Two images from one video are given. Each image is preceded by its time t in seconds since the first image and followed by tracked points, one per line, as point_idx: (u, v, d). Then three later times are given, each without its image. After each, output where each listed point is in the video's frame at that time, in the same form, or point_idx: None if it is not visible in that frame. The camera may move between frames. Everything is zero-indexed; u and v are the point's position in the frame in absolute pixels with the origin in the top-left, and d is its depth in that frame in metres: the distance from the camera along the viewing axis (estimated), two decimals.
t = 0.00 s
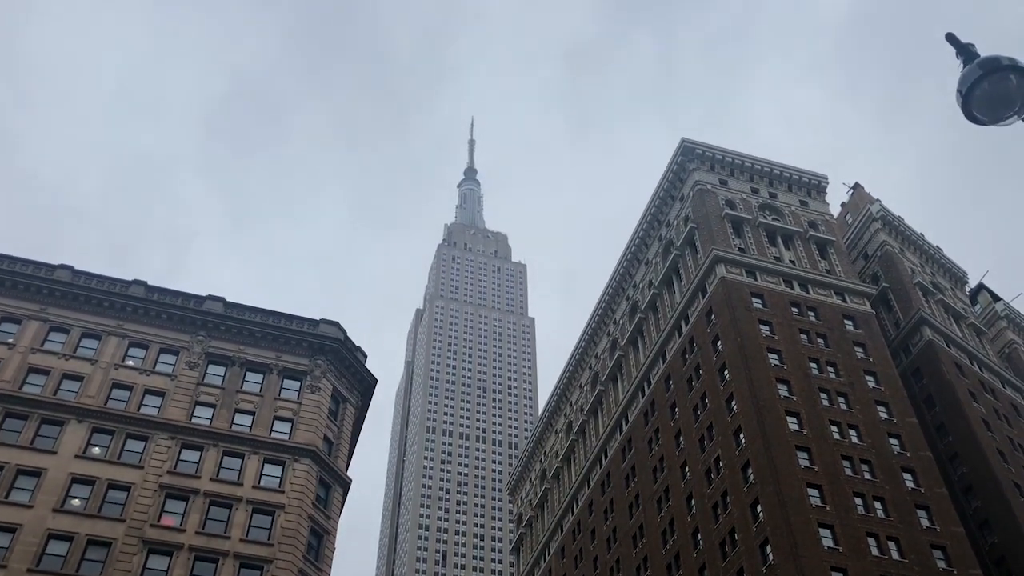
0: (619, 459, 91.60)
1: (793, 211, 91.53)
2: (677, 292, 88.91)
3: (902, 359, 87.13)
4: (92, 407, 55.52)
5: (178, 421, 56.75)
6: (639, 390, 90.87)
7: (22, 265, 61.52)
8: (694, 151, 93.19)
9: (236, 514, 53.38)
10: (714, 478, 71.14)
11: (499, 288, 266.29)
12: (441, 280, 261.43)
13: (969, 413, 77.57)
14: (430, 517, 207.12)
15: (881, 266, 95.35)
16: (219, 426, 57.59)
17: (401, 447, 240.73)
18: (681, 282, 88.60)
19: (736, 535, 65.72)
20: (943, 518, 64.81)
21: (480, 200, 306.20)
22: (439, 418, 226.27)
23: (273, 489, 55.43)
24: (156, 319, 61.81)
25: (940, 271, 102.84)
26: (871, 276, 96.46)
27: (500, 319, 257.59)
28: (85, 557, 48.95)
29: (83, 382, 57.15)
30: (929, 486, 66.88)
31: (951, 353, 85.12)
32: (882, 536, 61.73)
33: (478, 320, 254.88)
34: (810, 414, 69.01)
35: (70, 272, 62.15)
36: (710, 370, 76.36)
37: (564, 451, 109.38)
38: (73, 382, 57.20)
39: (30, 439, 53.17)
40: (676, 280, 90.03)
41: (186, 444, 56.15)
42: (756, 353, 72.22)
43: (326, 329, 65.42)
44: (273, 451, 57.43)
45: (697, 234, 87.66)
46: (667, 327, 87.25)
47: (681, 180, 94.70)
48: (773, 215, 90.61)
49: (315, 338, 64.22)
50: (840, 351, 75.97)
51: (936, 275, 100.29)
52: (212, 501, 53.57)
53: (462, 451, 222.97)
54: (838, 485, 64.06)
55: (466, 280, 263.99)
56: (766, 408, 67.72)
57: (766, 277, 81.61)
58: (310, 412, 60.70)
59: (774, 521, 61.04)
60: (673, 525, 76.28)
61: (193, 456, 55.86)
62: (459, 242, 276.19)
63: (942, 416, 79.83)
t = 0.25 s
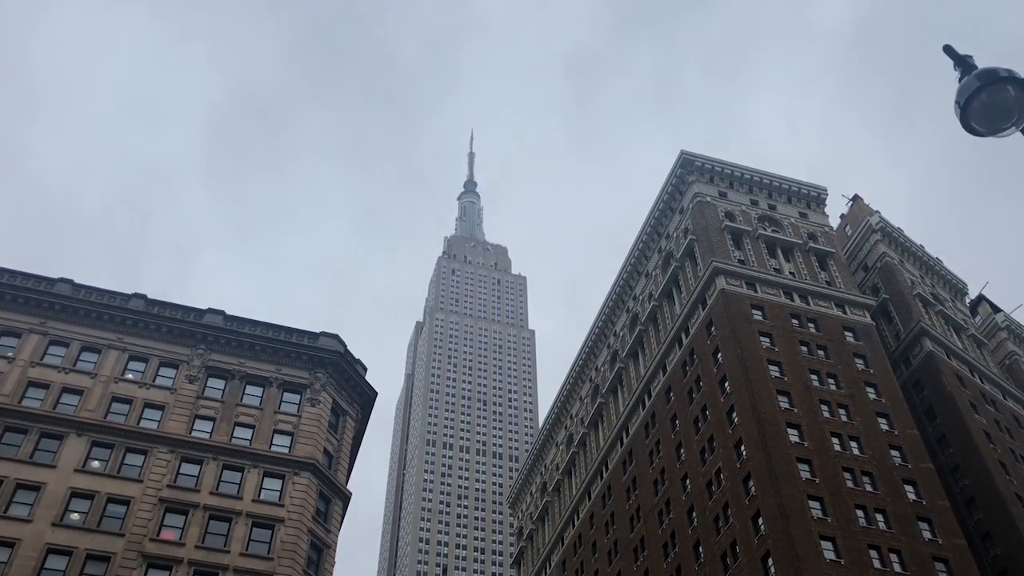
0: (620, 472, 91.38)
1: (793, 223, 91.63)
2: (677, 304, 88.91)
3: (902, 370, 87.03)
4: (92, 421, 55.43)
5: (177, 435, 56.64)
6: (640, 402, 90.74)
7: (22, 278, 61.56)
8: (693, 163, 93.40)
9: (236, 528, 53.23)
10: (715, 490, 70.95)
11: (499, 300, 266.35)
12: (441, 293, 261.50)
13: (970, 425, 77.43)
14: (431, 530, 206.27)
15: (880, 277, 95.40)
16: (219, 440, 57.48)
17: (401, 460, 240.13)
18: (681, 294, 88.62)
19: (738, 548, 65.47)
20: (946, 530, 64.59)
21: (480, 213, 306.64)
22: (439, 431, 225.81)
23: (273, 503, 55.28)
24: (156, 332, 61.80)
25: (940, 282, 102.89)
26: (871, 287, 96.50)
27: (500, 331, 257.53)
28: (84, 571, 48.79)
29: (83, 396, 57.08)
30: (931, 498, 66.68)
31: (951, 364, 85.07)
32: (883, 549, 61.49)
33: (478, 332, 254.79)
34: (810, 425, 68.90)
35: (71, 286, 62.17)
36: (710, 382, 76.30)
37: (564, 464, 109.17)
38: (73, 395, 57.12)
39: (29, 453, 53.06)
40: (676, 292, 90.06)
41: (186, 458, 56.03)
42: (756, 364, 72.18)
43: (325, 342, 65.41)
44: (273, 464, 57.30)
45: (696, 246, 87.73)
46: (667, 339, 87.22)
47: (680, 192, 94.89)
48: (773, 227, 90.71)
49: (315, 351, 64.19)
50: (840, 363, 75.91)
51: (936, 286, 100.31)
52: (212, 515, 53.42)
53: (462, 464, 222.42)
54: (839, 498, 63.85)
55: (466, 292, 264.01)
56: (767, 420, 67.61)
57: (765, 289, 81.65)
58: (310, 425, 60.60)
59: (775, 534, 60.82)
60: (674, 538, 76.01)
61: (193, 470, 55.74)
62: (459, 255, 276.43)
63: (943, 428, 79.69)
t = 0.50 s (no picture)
0: (621, 482, 91.17)
1: (792, 233, 91.69)
2: (677, 314, 88.90)
3: (903, 380, 86.92)
4: (92, 432, 55.33)
5: (177, 446, 56.53)
6: (640, 412, 90.62)
7: (22, 290, 61.56)
8: (692, 173, 93.56)
9: (236, 540, 53.08)
10: (716, 501, 70.78)
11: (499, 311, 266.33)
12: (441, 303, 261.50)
13: (971, 434, 77.30)
14: (431, 541, 205.55)
15: (880, 287, 95.39)
16: (219, 451, 57.37)
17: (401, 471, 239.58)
18: (681, 304, 88.63)
19: (739, 558, 65.26)
20: (947, 540, 64.39)
21: (479, 223, 306.88)
22: (439, 442, 225.41)
23: (272, 514, 55.13)
24: (155, 343, 61.76)
25: (940, 291, 102.91)
26: (871, 297, 96.51)
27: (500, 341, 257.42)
28: None
29: (82, 408, 56.99)
30: (932, 508, 66.50)
31: (952, 373, 85.00)
32: (885, 558, 61.30)
33: (478, 343, 254.66)
34: (811, 435, 68.79)
35: (70, 297, 62.19)
36: (711, 392, 76.22)
37: (565, 474, 108.95)
38: (72, 407, 57.04)
39: (28, 465, 52.95)
40: (676, 302, 90.06)
41: (185, 470, 55.90)
42: (757, 374, 72.14)
43: (325, 353, 65.36)
44: (273, 475, 57.18)
45: (696, 256, 87.78)
46: (667, 349, 87.19)
47: (680, 202, 95.01)
48: (772, 237, 90.79)
49: (315, 362, 64.14)
50: (840, 372, 75.85)
51: (936, 296, 100.31)
52: (212, 527, 53.28)
53: (463, 474, 221.91)
54: (840, 508, 63.68)
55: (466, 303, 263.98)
56: (768, 429, 67.51)
57: (765, 298, 81.65)
58: (310, 436, 60.49)
59: (776, 544, 60.64)
60: (675, 549, 75.79)
61: (193, 481, 55.61)
62: (458, 265, 276.56)
63: (944, 437, 79.54)
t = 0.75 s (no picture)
0: (622, 493, 90.97)
1: (792, 242, 91.79)
2: (677, 324, 88.91)
3: (904, 388, 86.80)
4: (92, 445, 55.26)
5: (177, 459, 56.44)
6: (641, 423, 90.49)
7: (22, 303, 61.61)
8: (692, 183, 93.73)
9: (237, 553, 52.95)
10: (718, 511, 70.60)
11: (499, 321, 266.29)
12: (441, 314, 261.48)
13: (972, 443, 77.19)
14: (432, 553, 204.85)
15: (880, 295, 95.42)
16: (219, 463, 57.28)
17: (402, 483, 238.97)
18: (681, 313, 88.66)
19: (741, 568, 65.05)
20: (950, 549, 64.19)
21: (479, 234, 307.12)
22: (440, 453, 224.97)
23: (273, 526, 55.01)
24: (156, 355, 61.76)
25: (940, 300, 102.94)
26: (871, 306, 96.51)
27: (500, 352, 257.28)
28: None
29: (83, 421, 56.94)
30: (935, 517, 66.33)
31: (953, 382, 84.94)
32: (887, 568, 61.11)
33: (478, 354, 254.52)
34: (812, 445, 68.67)
35: (71, 310, 62.22)
36: (712, 402, 76.15)
37: (566, 485, 108.72)
38: (73, 420, 56.99)
39: (28, 479, 52.86)
40: (676, 311, 90.07)
41: (186, 482, 55.80)
42: (757, 383, 72.09)
43: (326, 364, 65.32)
44: (273, 487, 57.08)
45: (696, 265, 87.84)
46: (668, 359, 87.15)
47: (679, 212, 95.15)
48: (772, 246, 90.89)
49: (316, 374, 64.11)
50: (841, 381, 75.79)
51: (936, 304, 100.33)
52: (213, 539, 53.16)
53: (464, 486, 221.41)
54: (842, 517, 63.51)
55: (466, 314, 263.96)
56: (769, 439, 67.42)
57: (766, 308, 81.66)
58: (310, 448, 60.40)
59: (779, 554, 60.45)
60: (677, 559, 75.56)
61: (193, 494, 55.50)
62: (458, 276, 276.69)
63: (945, 446, 79.39)
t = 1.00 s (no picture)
0: (625, 499, 90.73)
1: (794, 247, 91.72)
2: (679, 330, 88.82)
3: (907, 393, 86.57)
4: (94, 454, 55.19)
5: (179, 467, 56.34)
6: (643, 428, 90.33)
7: (24, 312, 61.60)
8: (692, 188, 93.72)
9: (239, 561, 52.81)
10: (721, 517, 70.40)
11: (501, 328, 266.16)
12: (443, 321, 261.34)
13: (976, 447, 76.99)
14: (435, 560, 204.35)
15: (882, 300, 95.29)
16: (221, 472, 57.18)
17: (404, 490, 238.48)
18: (683, 319, 88.58)
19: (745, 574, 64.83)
20: (955, 554, 63.95)
21: (480, 240, 307.05)
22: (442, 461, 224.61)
23: (275, 535, 54.89)
24: (158, 364, 61.72)
25: (942, 304, 102.79)
26: (873, 310, 96.37)
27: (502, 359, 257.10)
28: None
29: (84, 430, 56.86)
30: (939, 522, 66.12)
31: (956, 386, 84.75)
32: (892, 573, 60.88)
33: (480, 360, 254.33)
34: (815, 450, 68.49)
35: (72, 319, 62.19)
36: (714, 407, 76.00)
37: (569, 492, 108.44)
38: (74, 429, 56.91)
39: (30, 488, 52.76)
40: (678, 317, 89.97)
41: (188, 491, 55.69)
42: (760, 388, 71.96)
43: (327, 372, 65.23)
44: (275, 496, 56.95)
45: (697, 271, 87.77)
46: (670, 365, 87.03)
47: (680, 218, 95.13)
48: (774, 251, 90.81)
49: (317, 382, 64.02)
50: (844, 386, 75.64)
51: (938, 308, 100.18)
52: (215, 548, 53.02)
53: (466, 493, 221.02)
54: (846, 522, 63.29)
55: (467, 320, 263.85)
56: (772, 444, 67.26)
57: (768, 313, 81.55)
58: (312, 456, 60.29)
59: (783, 559, 60.24)
60: (680, 566, 75.30)
61: (195, 503, 55.38)
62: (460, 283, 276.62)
63: (949, 451, 79.16)
